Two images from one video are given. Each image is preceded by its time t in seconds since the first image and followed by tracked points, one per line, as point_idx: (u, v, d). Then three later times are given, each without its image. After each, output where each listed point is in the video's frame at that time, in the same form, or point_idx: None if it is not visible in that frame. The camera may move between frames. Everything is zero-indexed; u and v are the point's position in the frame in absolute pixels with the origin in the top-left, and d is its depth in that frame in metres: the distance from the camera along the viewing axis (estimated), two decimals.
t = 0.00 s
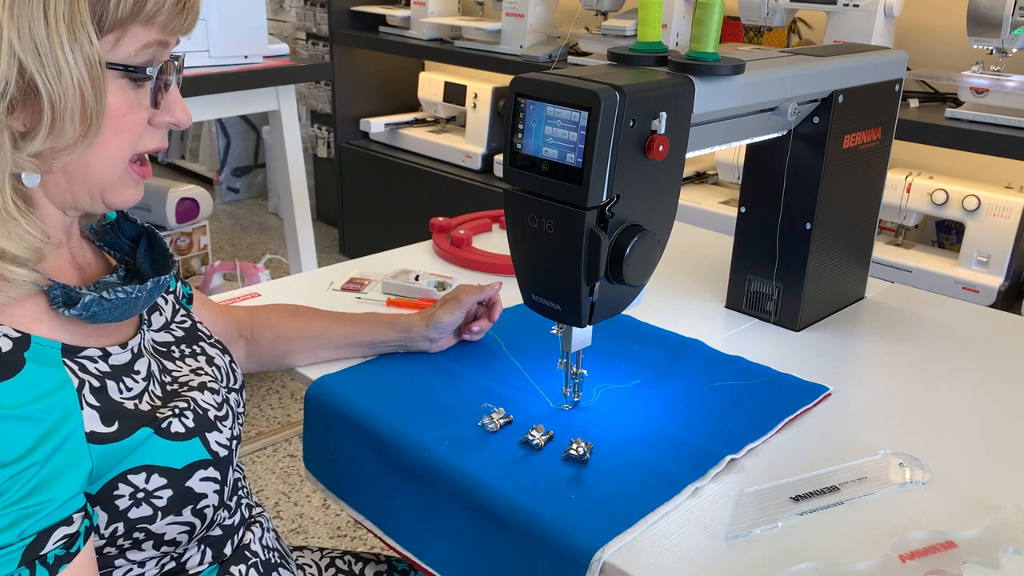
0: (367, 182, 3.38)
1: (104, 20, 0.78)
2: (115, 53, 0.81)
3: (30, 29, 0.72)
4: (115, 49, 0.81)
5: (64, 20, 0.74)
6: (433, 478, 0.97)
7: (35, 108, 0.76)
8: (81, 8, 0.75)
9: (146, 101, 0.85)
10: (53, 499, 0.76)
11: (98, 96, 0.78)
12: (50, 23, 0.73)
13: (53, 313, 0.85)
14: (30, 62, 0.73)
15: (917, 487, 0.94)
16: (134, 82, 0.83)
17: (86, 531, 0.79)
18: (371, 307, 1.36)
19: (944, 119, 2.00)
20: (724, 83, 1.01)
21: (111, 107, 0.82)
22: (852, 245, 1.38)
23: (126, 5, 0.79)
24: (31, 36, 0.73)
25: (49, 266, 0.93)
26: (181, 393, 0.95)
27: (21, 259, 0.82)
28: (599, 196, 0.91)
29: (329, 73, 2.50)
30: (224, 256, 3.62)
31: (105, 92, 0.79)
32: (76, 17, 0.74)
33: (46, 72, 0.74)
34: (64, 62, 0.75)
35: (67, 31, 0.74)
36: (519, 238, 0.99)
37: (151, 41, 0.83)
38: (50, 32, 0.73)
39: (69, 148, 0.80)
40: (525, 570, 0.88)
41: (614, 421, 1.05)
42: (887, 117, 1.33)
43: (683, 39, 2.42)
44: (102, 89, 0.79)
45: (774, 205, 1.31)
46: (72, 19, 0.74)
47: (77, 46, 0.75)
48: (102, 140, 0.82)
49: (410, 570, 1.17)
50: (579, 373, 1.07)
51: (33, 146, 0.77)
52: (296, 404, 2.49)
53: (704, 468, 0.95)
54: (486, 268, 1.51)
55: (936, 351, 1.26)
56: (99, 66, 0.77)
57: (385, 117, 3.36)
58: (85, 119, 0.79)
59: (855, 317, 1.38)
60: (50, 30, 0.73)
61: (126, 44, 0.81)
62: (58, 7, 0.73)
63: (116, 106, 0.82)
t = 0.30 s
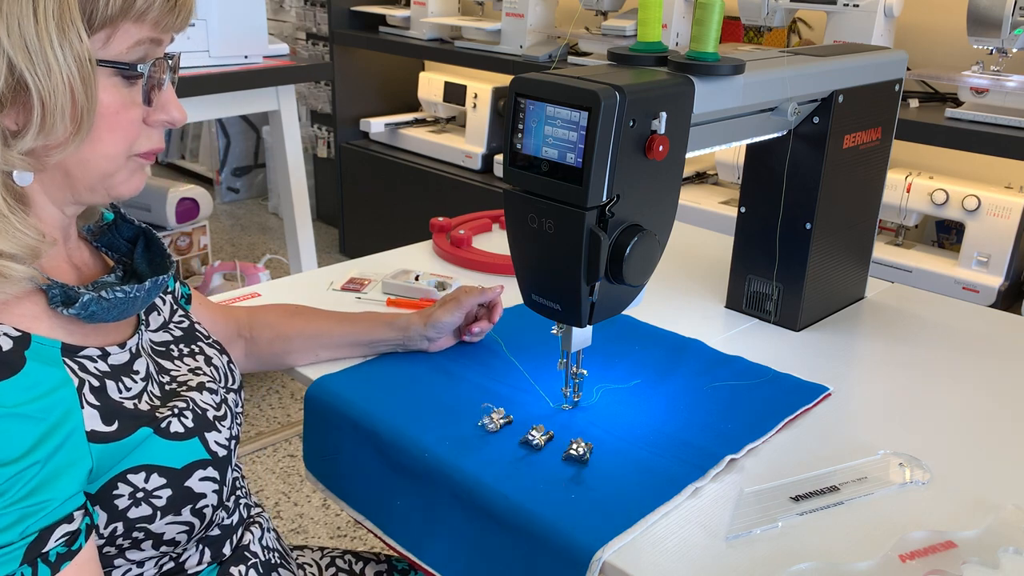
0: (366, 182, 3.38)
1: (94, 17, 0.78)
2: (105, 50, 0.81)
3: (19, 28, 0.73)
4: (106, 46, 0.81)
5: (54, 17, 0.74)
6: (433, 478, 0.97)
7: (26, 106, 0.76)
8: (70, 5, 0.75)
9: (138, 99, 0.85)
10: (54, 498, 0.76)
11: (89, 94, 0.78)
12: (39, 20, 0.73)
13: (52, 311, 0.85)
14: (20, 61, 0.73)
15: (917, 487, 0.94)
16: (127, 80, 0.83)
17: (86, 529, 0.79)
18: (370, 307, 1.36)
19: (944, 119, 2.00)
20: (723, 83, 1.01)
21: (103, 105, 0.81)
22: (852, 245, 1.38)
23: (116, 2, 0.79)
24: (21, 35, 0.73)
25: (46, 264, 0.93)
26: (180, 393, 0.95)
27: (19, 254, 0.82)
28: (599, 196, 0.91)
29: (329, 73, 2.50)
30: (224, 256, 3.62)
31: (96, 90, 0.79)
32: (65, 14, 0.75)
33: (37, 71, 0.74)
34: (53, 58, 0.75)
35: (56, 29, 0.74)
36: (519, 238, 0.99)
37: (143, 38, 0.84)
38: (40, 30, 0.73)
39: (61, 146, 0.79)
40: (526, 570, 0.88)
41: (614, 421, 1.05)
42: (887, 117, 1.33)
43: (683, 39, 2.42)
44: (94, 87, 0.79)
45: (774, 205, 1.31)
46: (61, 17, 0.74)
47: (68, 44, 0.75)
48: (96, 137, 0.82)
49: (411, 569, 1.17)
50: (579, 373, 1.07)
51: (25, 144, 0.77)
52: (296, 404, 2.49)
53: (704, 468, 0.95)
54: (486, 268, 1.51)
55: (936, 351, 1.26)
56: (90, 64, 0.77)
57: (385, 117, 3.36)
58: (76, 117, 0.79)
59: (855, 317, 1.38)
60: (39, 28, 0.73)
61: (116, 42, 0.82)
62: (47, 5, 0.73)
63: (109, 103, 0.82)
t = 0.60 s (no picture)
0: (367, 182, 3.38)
1: (89, 24, 0.77)
2: (102, 56, 0.80)
3: (15, 36, 0.72)
4: (102, 52, 0.80)
5: (49, 24, 0.74)
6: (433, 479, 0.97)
7: (22, 112, 0.76)
8: (65, 11, 0.74)
9: (135, 104, 0.84)
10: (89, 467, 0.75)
11: (85, 100, 0.78)
12: (34, 26, 0.73)
13: (51, 308, 0.85)
14: (15, 69, 0.73)
15: (917, 487, 0.94)
16: (124, 85, 0.83)
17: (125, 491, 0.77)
18: (370, 308, 1.36)
19: (944, 119, 2.00)
20: (723, 83, 1.01)
21: (101, 110, 0.81)
22: (852, 245, 1.38)
23: (112, 8, 0.78)
24: (16, 43, 0.72)
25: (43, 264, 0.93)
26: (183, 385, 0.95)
27: (16, 261, 0.81)
28: (599, 196, 0.91)
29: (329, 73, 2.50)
30: (224, 256, 3.62)
31: (93, 95, 0.79)
32: (61, 21, 0.74)
33: (32, 78, 0.74)
34: (48, 65, 0.74)
35: (51, 36, 0.74)
36: (519, 238, 0.99)
37: (140, 42, 0.83)
38: (35, 37, 0.73)
39: (56, 152, 0.80)
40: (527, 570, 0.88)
41: (614, 421, 1.05)
42: (887, 117, 1.33)
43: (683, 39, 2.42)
44: (90, 93, 0.78)
45: (774, 205, 1.31)
46: (56, 24, 0.74)
47: (64, 51, 0.75)
48: (91, 144, 0.82)
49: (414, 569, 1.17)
50: (579, 373, 1.07)
51: (21, 150, 0.77)
52: (296, 404, 2.49)
53: (704, 468, 0.95)
54: (485, 268, 1.51)
55: (936, 351, 1.26)
56: (85, 70, 0.77)
57: (385, 117, 3.36)
58: (72, 123, 0.79)
59: (855, 317, 1.38)
60: (34, 35, 0.73)
61: (113, 47, 0.81)
62: (43, 12, 0.73)
63: (106, 108, 0.81)
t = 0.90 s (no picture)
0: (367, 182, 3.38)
1: (81, 30, 0.77)
2: (96, 62, 0.80)
3: (7, 45, 0.72)
4: (96, 58, 0.80)
5: (40, 31, 0.73)
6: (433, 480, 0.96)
7: (14, 119, 0.76)
8: (56, 18, 0.74)
9: (130, 109, 0.84)
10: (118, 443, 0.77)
11: (77, 107, 0.78)
12: (24, 33, 0.73)
13: (56, 304, 0.84)
14: (7, 78, 0.73)
15: (917, 487, 0.94)
16: (119, 90, 0.82)
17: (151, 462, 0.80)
18: (370, 308, 1.36)
19: (944, 119, 2.00)
20: (723, 83, 1.01)
21: (95, 115, 0.81)
22: (852, 245, 1.38)
23: (104, 13, 0.78)
24: (8, 53, 0.72)
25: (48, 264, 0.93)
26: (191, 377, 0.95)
27: (16, 269, 0.80)
28: (599, 196, 0.91)
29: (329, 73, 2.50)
30: (224, 256, 3.62)
31: (86, 103, 0.79)
32: (52, 29, 0.74)
33: (23, 87, 0.74)
34: (39, 73, 0.74)
35: (42, 42, 0.74)
36: (519, 238, 0.99)
37: (134, 45, 0.83)
38: (26, 45, 0.73)
39: (50, 159, 0.80)
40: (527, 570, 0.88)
41: (614, 421, 1.05)
42: (887, 118, 1.33)
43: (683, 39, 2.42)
44: (82, 101, 0.78)
45: (774, 205, 1.31)
46: (48, 32, 0.74)
47: (57, 58, 0.75)
48: (88, 149, 0.82)
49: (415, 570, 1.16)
50: (579, 373, 1.07)
51: (14, 157, 0.78)
52: (296, 404, 2.49)
53: (704, 469, 0.95)
54: (486, 268, 1.51)
55: (936, 351, 1.26)
56: (78, 78, 0.77)
57: (385, 117, 3.36)
58: (65, 130, 0.79)
59: (855, 317, 1.38)
60: (25, 43, 0.73)
61: (107, 52, 0.81)
62: (34, 20, 0.73)
63: (101, 113, 0.81)
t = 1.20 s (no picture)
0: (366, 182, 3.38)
1: (82, 26, 0.77)
2: (98, 56, 0.80)
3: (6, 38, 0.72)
4: (98, 52, 0.80)
5: (41, 25, 0.74)
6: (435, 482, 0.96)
7: (15, 114, 0.76)
8: (58, 12, 0.74)
9: (132, 105, 0.84)
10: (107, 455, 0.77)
11: (78, 102, 0.78)
12: (25, 28, 0.73)
13: (61, 306, 0.84)
14: (8, 72, 0.73)
15: (917, 487, 0.94)
16: (120, 87, 0.82)
17: (143, 474, 0.79)
18: (370, 308, 1.36)
19: (944, 119, 2.00)
20: (723, 83, 1.01)
21: (97, 111, 0.81)
22: (852, 245, 1.37)
23: (105, 8, 0.78)
24: (9, 46, 0.73)
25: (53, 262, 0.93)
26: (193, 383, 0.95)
27: (19, 262, 0.81)
28: (599, 196, 0.91)
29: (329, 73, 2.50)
30: (224, 256, 3.62)
31: (87, 98, 0.79)
32: (53, 22, 0.74)
33: (24, 81, 0.74)
34: (39, 68, 0.74)
35: (43, 36, 0.74)
36: (519, 238, 0.99)
37: (136, 42, 0.83)
38: (26, 39, 0.73)
39: (51, 155, 0.80)
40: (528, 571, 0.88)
41: (614, 421, 1.05)
42: (887, 117, 1.33)
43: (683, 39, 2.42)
44: (83, 96, 0.78)
45: (774, 205, 1.31)
46: (48, 27, 0.74)
47: (58, 53, 0.75)
48: (89, 146, 0.82)
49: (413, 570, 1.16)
50: (579, 373, 1.07)
51: (16, 152, 0.78)
52: (296, 404, 2.49)
53: (704, 469, 0.95)
54: (486, 268, 1.51)
55: (935, 351, 1.26)
56: (78, 73, 0.77)
57: (385, 117, 3.36)
58: (65, 126, 0.78)
59: (855, 317, 1.38)
60: (25, 37, 0.73)
61: (108, 47, 0.81)
62: (35, 14, 0.73)
63: (103, 109, 0.81)
